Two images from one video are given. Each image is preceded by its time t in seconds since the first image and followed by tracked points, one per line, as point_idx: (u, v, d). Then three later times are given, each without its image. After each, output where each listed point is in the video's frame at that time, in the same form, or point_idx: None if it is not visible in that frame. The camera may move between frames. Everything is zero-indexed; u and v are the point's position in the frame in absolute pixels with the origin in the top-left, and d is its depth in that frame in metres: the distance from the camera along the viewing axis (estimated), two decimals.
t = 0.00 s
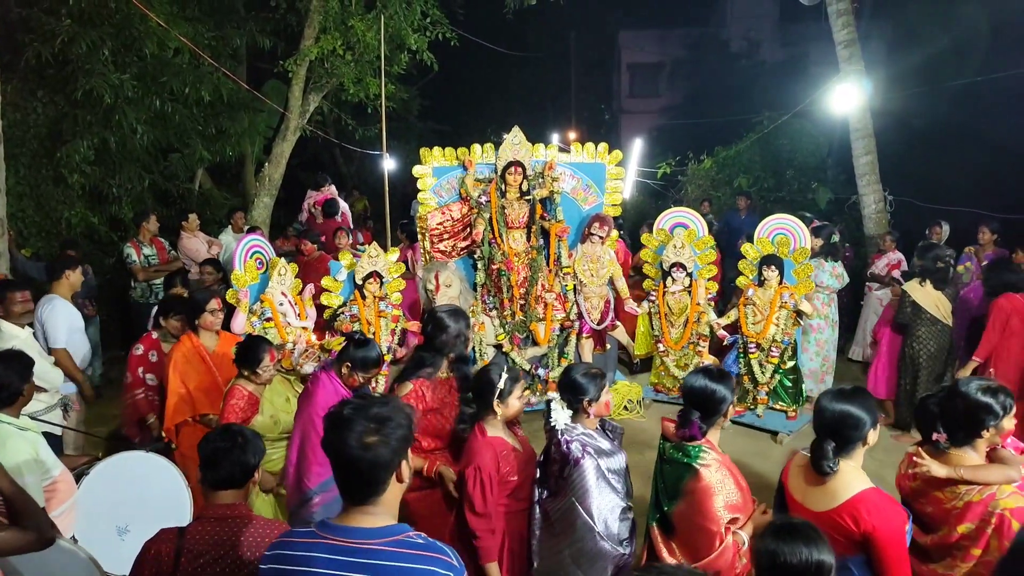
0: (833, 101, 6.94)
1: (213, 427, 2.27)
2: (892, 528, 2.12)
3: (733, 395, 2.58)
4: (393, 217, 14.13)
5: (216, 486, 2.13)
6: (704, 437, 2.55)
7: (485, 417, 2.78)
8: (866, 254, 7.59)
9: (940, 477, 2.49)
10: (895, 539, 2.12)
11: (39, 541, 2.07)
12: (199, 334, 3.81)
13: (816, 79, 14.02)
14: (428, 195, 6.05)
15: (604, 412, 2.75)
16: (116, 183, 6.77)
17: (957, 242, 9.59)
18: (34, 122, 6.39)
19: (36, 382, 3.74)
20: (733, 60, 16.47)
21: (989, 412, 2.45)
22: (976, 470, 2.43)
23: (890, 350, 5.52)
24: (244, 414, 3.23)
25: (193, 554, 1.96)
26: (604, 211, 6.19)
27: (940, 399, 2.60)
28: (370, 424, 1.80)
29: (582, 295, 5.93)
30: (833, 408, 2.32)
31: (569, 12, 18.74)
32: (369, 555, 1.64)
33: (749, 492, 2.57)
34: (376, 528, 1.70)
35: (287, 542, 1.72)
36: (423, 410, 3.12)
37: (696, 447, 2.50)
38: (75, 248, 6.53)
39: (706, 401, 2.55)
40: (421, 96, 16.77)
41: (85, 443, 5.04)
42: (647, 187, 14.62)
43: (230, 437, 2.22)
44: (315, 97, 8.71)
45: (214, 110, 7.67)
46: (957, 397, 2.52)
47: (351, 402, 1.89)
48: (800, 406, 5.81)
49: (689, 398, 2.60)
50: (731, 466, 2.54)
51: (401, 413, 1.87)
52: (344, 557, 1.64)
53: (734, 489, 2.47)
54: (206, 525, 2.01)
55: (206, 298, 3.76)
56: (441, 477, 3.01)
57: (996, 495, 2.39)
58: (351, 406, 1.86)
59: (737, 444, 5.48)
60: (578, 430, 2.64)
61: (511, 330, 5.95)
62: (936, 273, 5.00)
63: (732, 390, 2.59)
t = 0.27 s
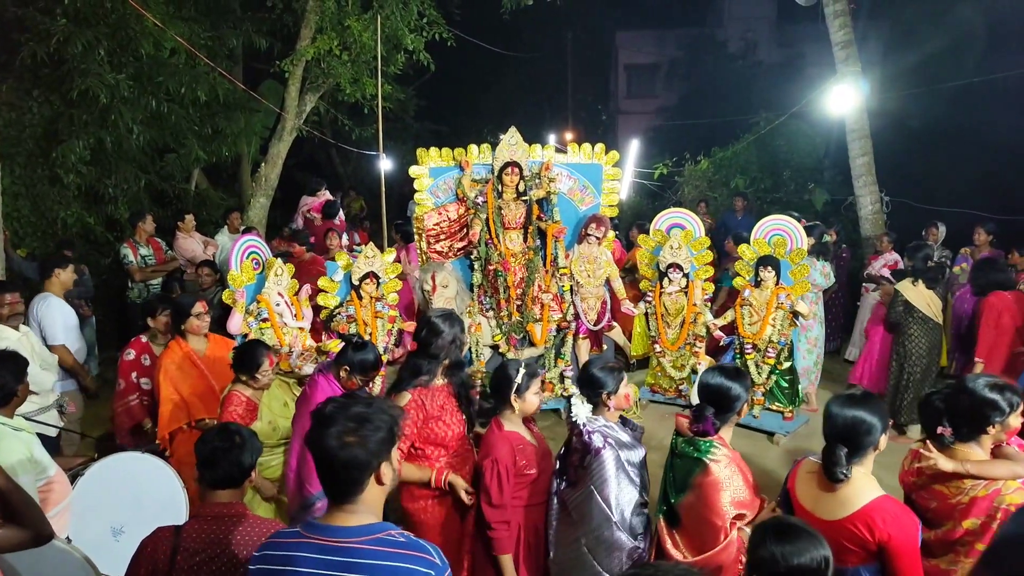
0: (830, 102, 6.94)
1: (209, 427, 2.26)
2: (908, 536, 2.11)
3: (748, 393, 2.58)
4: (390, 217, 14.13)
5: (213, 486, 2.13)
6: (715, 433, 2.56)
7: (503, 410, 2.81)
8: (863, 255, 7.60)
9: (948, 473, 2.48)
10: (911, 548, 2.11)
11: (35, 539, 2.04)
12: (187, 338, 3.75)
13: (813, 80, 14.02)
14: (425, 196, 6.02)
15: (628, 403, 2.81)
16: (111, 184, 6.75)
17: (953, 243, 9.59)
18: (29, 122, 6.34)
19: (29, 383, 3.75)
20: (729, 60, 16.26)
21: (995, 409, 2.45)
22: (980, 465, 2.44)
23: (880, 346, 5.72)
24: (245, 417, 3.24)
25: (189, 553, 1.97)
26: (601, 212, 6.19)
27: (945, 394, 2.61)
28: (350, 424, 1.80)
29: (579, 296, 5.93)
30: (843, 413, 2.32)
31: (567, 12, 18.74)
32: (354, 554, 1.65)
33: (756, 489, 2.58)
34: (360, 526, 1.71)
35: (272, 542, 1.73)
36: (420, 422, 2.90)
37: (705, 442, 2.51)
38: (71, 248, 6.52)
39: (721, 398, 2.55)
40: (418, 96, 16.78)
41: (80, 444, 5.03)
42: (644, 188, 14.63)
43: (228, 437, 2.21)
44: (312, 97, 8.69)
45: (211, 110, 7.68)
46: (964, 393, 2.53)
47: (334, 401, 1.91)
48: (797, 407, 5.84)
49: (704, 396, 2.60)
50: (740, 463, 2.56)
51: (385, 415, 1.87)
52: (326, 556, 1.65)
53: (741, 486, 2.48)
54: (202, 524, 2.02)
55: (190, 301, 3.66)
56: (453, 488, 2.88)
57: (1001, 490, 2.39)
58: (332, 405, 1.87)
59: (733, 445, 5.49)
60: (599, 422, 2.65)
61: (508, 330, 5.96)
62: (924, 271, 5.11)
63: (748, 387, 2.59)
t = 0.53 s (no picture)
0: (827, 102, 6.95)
1: (202, 426, 2.26)
2: (916, 539, 2.12)
3: (758, 396, 2.56)
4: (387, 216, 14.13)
5: (207, 485, 2.13)
6: (729, 437, 2.51)
7: (515, 411, 2.81)
8: (861, 255, 7.61)
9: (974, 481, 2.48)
10: (919, 551, 2.12)
11: (28, 539, 1.95)
12: (177, 342, 3.72)
13: (810, 80, 14.05)
14: (422, 195, 6.03)
15: (649, 403, 2.84)
16: (107, 183, 6.74)
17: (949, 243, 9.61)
18: (25, 122, 6.33)
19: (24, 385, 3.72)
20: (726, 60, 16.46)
21: (1019, 412, 2.43)
22: (1006, 472, 2.44)
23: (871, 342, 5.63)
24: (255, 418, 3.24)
25: (184, 551, 1.96)
26: (598, 211, 6.20)
27: (957, 397, 2.57)
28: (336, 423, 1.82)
29: (576, 295, 5.95)
30: (853, 415, 2.31)
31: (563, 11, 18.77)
32: (343, 555, 1.64)
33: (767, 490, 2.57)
34: (351, 526, 1.70)
35: (263, 543, 1.73)
36: (426, 429, 2.76)
37: (721, 447, 2.49)
38: (67, 248, 6.51)
39: (732, 401, 2.52)
40: (414, 96, 16.79)
41: (77, 444, 5.02)
42: (641, 187, 14.65)
43: (221, 437, 2.21)
44: (308, 96, 8.68)
45: (206, 109, 7.66)
46: (985, 395, 2.50)
47: (319, 405, 1.94)
48: (794, 406, 5.82)
49: (713, 399, 2.57)
50: (754, 468, 2.55)
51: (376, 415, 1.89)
52: (315, 556, 1.65)
53: (755, 490, 2.48)
54: (195, 523, 2.02)
55: (179, 305, 3.63)
56: (461, 495, 2.78)
57: None
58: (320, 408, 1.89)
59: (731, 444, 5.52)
60: (618, 418, 2.69)
61: (505, 330, 5.93)
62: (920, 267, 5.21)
63: (758, 390, 2.57)
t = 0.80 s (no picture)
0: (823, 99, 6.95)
1: (193, 424, 2.25)
2: (921, 529, 2.11)
3: (768, 404, 2.48)
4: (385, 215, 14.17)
5: (199, 484, 2.13)
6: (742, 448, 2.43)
7: (525, 416, 2.76)
8: (857, 253, 7.61)
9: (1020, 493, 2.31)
10: (924, 541, 2.11)
11: (27, 541, 1.91)
12: (171, 344, 3.66)
13: (807, 78, 14.06)
14: (418, 194, 6.07)
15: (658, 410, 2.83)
16: (105, 182, 6.76)
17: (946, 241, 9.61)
18: (23, 121, 6.36)
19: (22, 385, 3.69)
20: (723, 57, 16.68)
21: None
22: None
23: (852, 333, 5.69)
24: (268, 416, 3.20)
25: (178, 549, 1.96)
26: (595, 210, 6.21)
27: (989, 402, 2.39)
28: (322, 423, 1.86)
29: (573, 294, 5.92)
30: (862, 408, 2.29)
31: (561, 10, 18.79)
32: (335, 555, 1.64)
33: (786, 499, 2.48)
34: (342, 526, 1.70)
35: (256, 544, 1.73)
36: (437, 431, 2.71)
37: (736, 462, 2.41)
38: (66, 247, 6.54)
39: (742, 412, 2.46)
40: (412, 95, 16.83)
41: (76, 443, 5.03)
42: (638, 186, 14.67)
43: (212, 435, 2.21)
44: (306, 96, 8.71)
45: (204, 109, 7.68)
46: None
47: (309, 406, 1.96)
48: (792, 406, 5.74)
49: (721, 411, 2.51)
50: (772, 480, 2.45)
51: (369, 415, 1.90)
52: (306, 556, 1.64)
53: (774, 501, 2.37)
54: (189, 521, 2.02)
55: (173, 308, 3.55)
56: (474, 495, 2.86)
57: None
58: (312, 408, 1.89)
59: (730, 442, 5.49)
60: (628, 429, 2.60)
61: (502, 328, 5.94)
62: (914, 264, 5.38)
63: (768, 399, 2.49)
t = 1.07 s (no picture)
0: (822, 97, 6.94)
1: (188, 424, 2.24)
2: (918, 514, 2.11)
3: (779, 406, 2.46)
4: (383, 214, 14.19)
5: (194, 483, 2.12)
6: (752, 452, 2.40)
7: (536, 422, 2.69)
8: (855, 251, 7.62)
9: None
10: (923, 525, 2.12)
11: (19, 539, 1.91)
12: (173, 345, 3.64)
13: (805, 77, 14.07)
14: (417, 193, 6.10)
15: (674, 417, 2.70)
16: (104, 181, 6.75)
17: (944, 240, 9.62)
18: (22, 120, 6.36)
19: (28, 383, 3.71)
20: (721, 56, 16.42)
21: None
22: None
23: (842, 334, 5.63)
24: (280, 401, 3.13)
25: (172, 547, 1.96)
26: (593, 209, 6.21)
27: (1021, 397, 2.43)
28: (321, 420, 1.84)
29: (570, 293, 5.92)
30: (865, 396, 2.31)
31: (560, 10, 18.80)
32: (330, 557, 1.62)
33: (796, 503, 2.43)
34: (338, 528, 1.69)
35: (250, 545, 1.72)
36: (448, 428, 2.72)
37: (747, 464, 2.35)
38: (65, 247, 6.56)
39: (754, 414, 2.43)
40: (410, 94, 16.86)
41: (75, 441, 5.04)
42: (636, 185, 14.70)
43: (205, 433, 2.21)
44: (304, 95, 8.75)
45: (203, 108, 7.69)
46: None
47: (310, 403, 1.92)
48: (790, 404, 5.77)
49: (730, 411, 2.48)
50: (783, 482, 2.41)
51: (364, 413, 1.89)
52: (301, 557, 1.64)
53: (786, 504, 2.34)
54: (183, 520, 2.01)
55: (177, 308, 3.52)
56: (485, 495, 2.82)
57: None
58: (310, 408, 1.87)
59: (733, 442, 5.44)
60: (644, 441, 2.56)
61: (500, 327, 5.91)
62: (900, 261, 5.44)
63: (778, 400, 2.47)
